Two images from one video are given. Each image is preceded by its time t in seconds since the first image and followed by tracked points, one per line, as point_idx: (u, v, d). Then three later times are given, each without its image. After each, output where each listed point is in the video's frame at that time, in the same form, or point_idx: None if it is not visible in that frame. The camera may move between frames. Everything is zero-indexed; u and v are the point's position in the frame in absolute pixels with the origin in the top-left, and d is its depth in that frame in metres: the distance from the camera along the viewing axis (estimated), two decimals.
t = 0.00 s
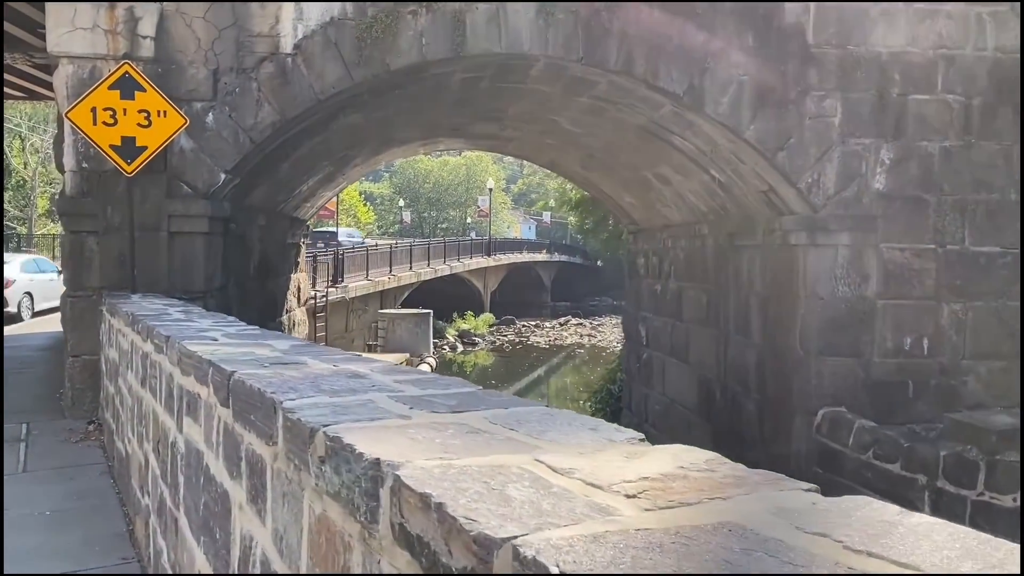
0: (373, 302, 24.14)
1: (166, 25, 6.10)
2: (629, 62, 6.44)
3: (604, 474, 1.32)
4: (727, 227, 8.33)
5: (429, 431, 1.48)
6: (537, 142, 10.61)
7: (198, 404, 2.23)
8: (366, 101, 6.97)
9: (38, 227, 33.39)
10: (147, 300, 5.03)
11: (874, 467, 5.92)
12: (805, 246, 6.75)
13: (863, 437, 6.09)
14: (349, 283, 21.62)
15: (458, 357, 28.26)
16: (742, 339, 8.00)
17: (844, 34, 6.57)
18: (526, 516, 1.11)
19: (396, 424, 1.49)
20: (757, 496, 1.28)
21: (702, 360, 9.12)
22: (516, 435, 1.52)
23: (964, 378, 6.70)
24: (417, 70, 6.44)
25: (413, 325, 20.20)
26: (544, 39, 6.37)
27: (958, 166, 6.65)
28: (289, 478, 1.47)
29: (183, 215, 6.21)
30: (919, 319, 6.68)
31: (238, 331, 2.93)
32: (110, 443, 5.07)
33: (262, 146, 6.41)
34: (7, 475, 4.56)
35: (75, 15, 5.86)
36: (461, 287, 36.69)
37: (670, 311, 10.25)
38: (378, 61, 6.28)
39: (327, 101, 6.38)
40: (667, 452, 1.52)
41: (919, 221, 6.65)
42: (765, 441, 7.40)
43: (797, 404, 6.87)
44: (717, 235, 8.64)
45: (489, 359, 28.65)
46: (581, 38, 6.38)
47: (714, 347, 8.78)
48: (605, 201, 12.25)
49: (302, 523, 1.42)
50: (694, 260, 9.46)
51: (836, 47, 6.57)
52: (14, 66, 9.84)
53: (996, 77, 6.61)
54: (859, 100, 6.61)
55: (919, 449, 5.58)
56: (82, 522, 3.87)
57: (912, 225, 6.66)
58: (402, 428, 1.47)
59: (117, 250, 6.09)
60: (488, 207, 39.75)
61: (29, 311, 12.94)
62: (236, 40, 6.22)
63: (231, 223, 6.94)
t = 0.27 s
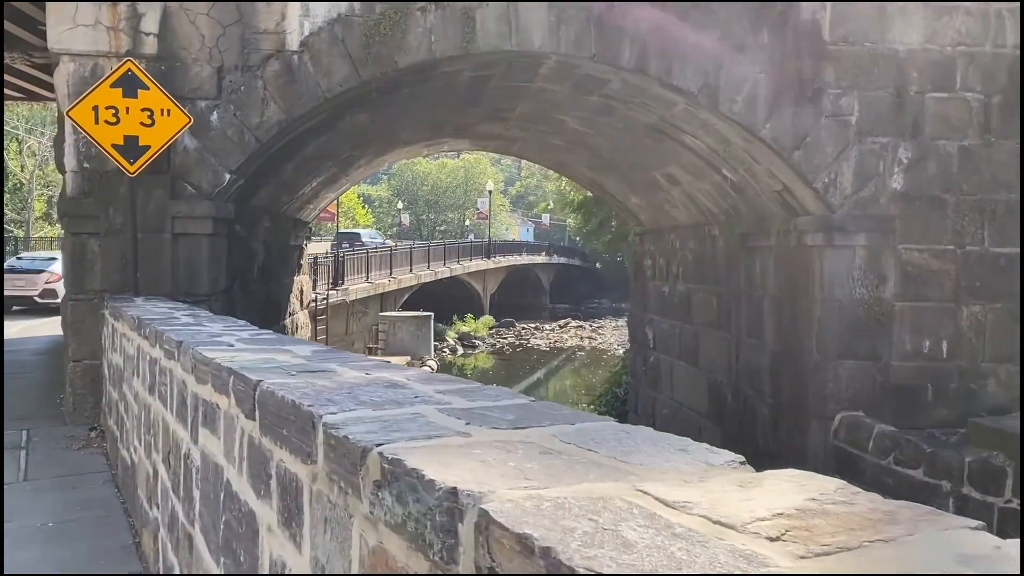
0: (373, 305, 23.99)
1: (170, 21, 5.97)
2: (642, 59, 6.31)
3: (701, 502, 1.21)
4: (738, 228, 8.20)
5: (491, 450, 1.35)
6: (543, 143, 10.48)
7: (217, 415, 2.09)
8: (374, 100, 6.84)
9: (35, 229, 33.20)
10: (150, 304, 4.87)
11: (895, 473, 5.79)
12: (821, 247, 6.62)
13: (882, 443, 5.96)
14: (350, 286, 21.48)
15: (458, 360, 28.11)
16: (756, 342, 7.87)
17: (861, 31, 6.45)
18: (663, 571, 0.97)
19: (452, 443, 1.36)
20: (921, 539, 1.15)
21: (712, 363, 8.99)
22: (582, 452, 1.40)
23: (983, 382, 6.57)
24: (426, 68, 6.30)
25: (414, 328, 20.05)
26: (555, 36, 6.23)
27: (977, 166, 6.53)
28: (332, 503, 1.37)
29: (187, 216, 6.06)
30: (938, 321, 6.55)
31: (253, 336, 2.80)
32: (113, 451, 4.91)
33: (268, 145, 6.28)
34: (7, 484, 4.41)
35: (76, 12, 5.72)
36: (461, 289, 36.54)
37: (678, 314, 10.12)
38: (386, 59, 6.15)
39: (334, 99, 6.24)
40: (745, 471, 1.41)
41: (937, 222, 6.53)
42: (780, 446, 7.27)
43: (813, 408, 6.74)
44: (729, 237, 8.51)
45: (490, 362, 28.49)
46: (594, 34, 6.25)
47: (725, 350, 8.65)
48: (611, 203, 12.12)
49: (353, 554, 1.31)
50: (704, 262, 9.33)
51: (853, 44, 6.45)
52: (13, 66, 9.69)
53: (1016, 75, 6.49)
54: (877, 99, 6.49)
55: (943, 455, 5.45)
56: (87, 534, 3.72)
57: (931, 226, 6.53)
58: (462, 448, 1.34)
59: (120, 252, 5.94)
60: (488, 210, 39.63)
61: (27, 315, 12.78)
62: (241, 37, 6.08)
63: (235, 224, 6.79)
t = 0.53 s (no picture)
0: (372, 308, 23.82)
1: (172, 18, 5.81)
2: (655, 57, 6.17)
3: (850, 549, 1.06)
4: (749, 230, 8.06)
5: (576, 483, 1.21)
6: (548, 144, 10.34)
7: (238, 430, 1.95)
8: (380, 99, 6.70)
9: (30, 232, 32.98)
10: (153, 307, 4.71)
11: (917, 480, 5.64)
12: (837, 248, 6.49)
13: (903, 449, 5.82)
14: (349, 289, 21.31)
15: (458, 363, 27.96)
16: (768, 346, 7.73)
17: (878, 28, 6.32)
18: None
19: (530, 475, 1.22)
20: None
21: (721, 367, 8.85)
22: (674, 484, 1.26)
23: (1004, 387, 6.44)
24: (435, 66, 6.16)
25: (414, 331, 19.89)
26: (566, 33, 6.09)
27: (996, 166, 6.42)
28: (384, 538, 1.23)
29: (189, 218, 5.90)
30: (957, 325, 6.43)
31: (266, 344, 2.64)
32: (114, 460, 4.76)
33: (273, 145, 6.12)
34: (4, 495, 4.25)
35: (75, 8, 5.57)
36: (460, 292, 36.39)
37: (686, 317, 9.99)
38: (393, 57, 6.00)
39: (340, 98, 6.09)
40: (876, 508, 1.26)
41: (956, 223, 6.40)
42: (795, 453, 7.13)
43: (829, 413, 6.60)
44: (739, 239, 8.37)
45: (489, 365, 28.35)
46: (606, 31, 6.11)
47: (736, 355, 8.51)
48: (615, 205, 11.99)
49: None
50: (713, 265, 9.19)
51: (869, 41, 6.32)
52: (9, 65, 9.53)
53: None
54: (894, 97, 6.36)
55: (968, 462, 5.30)
56: (88, 549, 3.56)
57: (950, 227, 6.40)
58: (544, 481, 1.20)
59: (121, 254, 5.78)
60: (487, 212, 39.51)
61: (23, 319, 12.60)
62: (245, 33, 5.93)
63: (238, 226, 6.63)
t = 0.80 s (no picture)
0: (370, 311, 23.66)
1: (173, 15, 5.67)
2: (668, 55, 6.04)
3: None
4: (759, 231, 7.94)
5: (696, 525, 1.07)
6: (552, 145, 10.21)
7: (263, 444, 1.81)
8: (386, 98, 6.58)
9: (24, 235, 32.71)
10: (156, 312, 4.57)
11: (937, 487, 5.52)
12: (852, 250, 6.37)
13: (922, 456, 5.70)
14: (347, 292, 21.16)
15: (456, 366, 27.82)
16: (779, 350, 7.61)
17: (894, 26, 6.20)
18: None
19: (637, 513, 1.08)
20: None
21: (729, 370, 8.73)
22: (794, 520, 1.12)
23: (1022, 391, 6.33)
24: (443, 64, 6.04)
25: (413, 335, 19.74)
26: (577, 30, 5.95)
27: (1014, 165, 6.31)
28: None
29: (191, 219, 5.76)
30: (974, 328, 6.33)
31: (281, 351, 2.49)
32: (116, 470, 4.61)
33: (277, 145, 5.99)
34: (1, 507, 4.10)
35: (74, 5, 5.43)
36: (457, 295, 36.24)
37: (692, 319, 9.87)
38: (400, 54, 5.86)
39: (346, 97, 5.96)
40: None
41: (974, 224, 6.29)
42: (807, 458, 7.01)
43: (844, 418, 6.48)
44: (748, 241, 8.25)
45: (487, 368, 28.21)
46: (618, 29, 5.98)
47: (745, 358, 8.39)
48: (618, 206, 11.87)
49: None
50: (720, 267, 9.07)
51: (885, 39, 6.20)
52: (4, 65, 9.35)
53: None
54: (910, 96, 6.24)
55: (991, 470, 5.19)
56: (91, 563, 3.42)
57: (967, 229, 6.30)
58: (659, 522, 1.06)
59: (121, 257, 5.64)
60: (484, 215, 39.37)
61: (17, 323, 12.41)
62: (248, 31, 5.79)
63: (240, 228, 6.49)
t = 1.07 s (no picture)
0: (367, 314, 23.51)
1: (175, 12, 5.52)
2: (681, 53, 5.92)
3: None
4: (769, 233, 7.83)
5: None
6: (556, 145, 10.09)
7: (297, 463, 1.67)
8: (393, 97, 6.44)
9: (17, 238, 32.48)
10: (160, 317, 4.42)
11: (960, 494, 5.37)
12: (868, 252, 6.25)
13: (941, 461, 5.56)
14: (344, 295, 21.00)
15: (453, 369, 27.67)
16: (791, 353, 7.49)
17: (911, 24, 6.09)
18: None
19: (803, 565, 0.96)
20: None
21: (737, 374, 8.61)
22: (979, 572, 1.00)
23: None
24: (452, 62, 5.90)
25: (410, 338, 19.59)
26: (589, 27, 5.83)
27: None
28: None
29: (194, 221, 5.61)
30: (992, 331, 6.22)
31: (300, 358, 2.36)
32: (118, 479, 4.47)
33: (282, 146, 5.84)
34: None
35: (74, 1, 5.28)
36: (452, 298, 36.10)
37: (698, 322, 9.75)
38: (408, 52, 5.72)
39: (353, 96, 5.81)
40: None
41: (992, 226, 6.19)
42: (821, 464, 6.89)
43: (860, 423, 6.36)
44: (757, 243, 8.14)
45: (484, 371, 28.07)
46: (630, 27, 5.86)
47: (754, 362, 8.27)
48: (621, 207, 11.75)
49: None
50: (727, 269, 8.95)
51: (902, 37, 6.08)
52: None
53: None
54: (927, 95, 6.13)
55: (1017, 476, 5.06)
56: None
57: (985, 230, 6.19)
58: None
59: (122, 259, 5.49)
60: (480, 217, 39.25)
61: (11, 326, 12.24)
62: (252, 27, 5.64)
63: (243, 230, 6.35)
